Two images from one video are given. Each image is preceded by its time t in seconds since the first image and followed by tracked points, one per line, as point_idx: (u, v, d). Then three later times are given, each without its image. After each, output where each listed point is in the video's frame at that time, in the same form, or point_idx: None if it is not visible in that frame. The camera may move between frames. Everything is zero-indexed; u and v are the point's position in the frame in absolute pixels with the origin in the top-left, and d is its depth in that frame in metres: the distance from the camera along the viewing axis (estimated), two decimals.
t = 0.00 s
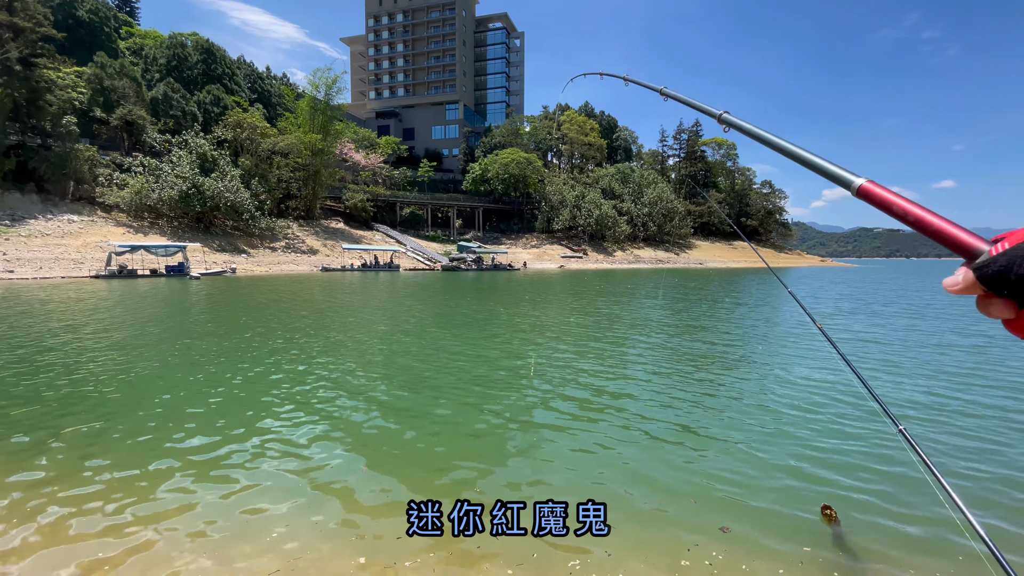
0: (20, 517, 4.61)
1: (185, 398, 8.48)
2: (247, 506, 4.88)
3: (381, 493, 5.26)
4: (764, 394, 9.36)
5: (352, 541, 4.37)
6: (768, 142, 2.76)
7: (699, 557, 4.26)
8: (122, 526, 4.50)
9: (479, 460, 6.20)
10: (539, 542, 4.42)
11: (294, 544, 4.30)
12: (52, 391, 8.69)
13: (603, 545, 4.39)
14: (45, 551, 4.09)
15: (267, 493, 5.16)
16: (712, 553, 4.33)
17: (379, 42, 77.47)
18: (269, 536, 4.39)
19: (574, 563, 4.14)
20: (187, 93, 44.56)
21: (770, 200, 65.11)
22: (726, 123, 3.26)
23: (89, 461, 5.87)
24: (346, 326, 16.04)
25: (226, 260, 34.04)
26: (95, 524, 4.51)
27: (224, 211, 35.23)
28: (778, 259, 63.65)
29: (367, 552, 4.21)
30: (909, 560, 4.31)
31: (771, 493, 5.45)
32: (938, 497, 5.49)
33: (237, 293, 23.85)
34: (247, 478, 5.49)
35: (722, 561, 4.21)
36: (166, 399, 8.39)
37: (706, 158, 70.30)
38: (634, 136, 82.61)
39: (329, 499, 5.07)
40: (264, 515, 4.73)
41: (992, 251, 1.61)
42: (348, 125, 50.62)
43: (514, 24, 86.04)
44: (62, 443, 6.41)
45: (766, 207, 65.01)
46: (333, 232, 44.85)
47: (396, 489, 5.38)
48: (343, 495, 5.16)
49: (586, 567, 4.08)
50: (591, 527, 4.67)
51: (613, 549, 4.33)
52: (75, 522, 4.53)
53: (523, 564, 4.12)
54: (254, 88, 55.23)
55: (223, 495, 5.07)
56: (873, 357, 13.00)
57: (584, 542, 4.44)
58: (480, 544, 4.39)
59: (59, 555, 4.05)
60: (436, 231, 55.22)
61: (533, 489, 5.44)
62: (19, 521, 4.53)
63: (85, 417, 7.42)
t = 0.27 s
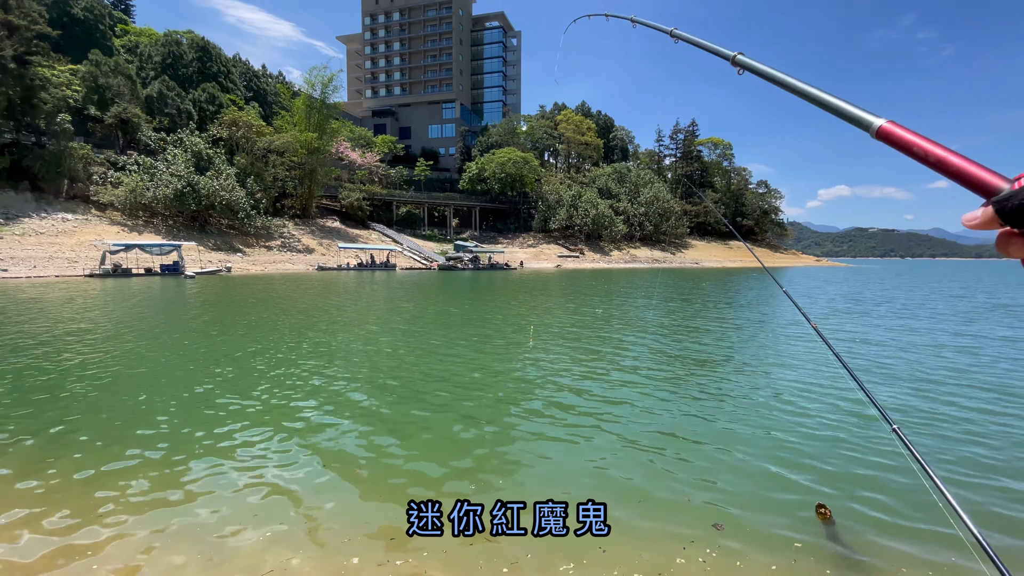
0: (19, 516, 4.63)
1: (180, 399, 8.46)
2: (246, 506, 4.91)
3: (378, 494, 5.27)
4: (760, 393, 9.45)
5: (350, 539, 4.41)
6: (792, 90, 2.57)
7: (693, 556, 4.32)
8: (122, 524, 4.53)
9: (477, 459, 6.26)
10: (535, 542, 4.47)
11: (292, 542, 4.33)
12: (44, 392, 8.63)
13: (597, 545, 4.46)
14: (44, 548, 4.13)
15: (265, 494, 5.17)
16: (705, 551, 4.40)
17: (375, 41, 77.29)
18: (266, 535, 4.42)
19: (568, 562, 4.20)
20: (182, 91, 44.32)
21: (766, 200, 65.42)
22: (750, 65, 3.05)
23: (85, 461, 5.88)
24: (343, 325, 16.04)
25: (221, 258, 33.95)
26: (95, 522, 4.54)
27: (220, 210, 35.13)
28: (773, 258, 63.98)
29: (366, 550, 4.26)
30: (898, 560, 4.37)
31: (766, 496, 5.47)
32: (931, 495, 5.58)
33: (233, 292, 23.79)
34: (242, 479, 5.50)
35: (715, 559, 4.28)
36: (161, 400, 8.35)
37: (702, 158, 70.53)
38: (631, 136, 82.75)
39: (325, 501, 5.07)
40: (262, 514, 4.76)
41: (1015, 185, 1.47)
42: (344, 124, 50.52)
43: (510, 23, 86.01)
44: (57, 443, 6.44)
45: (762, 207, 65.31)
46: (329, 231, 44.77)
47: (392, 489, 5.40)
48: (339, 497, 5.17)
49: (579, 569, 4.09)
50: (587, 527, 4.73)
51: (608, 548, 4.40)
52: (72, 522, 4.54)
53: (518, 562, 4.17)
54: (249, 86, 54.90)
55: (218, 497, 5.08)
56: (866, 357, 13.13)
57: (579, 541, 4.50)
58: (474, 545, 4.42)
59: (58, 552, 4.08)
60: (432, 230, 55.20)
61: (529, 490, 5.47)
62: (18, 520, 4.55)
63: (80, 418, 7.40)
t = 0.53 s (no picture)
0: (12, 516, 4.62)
1: (177, 398, 8.44)
2: (242, 505, 4.92)
3: (376, 494, 5.27)
4: (754, 394, 9.51)
5: (345, 538, 4.43)
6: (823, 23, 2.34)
7: (685, 553, 4.36)
8: (117, 524, 4.53)
9: (473, 459, 6.27)
10: (530, 541, 4.49)
11: (288, 541, 4.35)
12: (36, 392, 8.57)
13: (591, 543, 4.49)
14: (37, 548, 4.13)
15: (263, 494, 5.17)
16: (697, 549, 4.44)
17: (372, 39, 77.06)
18: (261, 535, 4.43)
19: (562, 560, 4.22)
20: (177, 89, 44.08)
21: (761, 200, 65.72)
22: None
23: (83, 460, 5.89)
24: (338, 325, 15.99)
25: (216, 258, 33.79)
26: (89, 523, 4.54)
27: (214, 208, 34.96)
28: (768, 258, 64.27)
29: (361, 550, 4.26)
30: (888, 559, 4.42)
31: (761, 496, 5.50)
32: (924, 495, 5.65)
33: (227, 291, 23.68)
34: (240, 478, 5.51)
35: (707, 557, 4.32)
36: (157, 400, 8.33)
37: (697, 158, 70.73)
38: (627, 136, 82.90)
39: (323, 500, 5.08)
40: (258, 514, 4.77)
41: None
42: (340, 122, 50.37)
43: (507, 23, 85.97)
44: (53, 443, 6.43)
45: (757, 207, 65.60)
46: (325, 230, 44.61)
47: (391, 488, 5.42)
48: (337, 496, 5.18)
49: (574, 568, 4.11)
50: (582, 525, 4.75)
51: (602, 546, 4.43)
52: (70, 522, 4.55)
53: (513, 561, 4.20)
54: (244, 84, 54.68)
55: (216, 496, 5.10)
56: (860, 357, 13.23)
57: (573, 540, 4.53)
58: (472, 544, 4.43)
59: (52, 552, 4.08)
60: (428, 229, 55.12)
61: (527, 490, 5.48)
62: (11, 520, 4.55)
63: (74, 418, 7.37)
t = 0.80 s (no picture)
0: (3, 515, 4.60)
1: (171, 397, 8.39)
2: (233, 504, 4.90)
3: (370, 493, 5.27)
4: (748, 394, 9.56)
5: (338, 537, 4.41)
6: None
7: (678, 553, 4.37)
8: (106, 522, 4.51)
9: (468, 458, 6.28)
10: (522, 541, 4.48)
11: (278, 540, 4.33)
12: (28, 392, 8.48)
13: (584, 543, 4.49)
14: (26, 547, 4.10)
15: (259, 493, 5.16)
16: (687, 548, 4.45)
17: (367, 39, 76.86)
18: (254, 533, 4.41)
19: (552, 561, 4.20)
20: (171, 87, 43.82)
21: (756, 201, 66.05)
22: None
23: (78, 460, 5.85)
24: (333, 325, 15.93)
25: (210, 257, 33.61)
26: (79, 522, 4.51)
27: (209, 207, 34.75)
28: (763, 259, 64.61)
29: (353, 548, 4.25)
30: (880, 558, 4.45)
31: (755, 495, 5.54)
32: (914, 493, 5.71)
33: (222, 291, 23.54)
34: (232, 477, 5.49)
35: (698, 555, 4.34)
36: (151, 399, 8.28)
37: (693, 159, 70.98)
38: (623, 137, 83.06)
39: (319, 499, 5.07)
40: (249, 513, 4.75)
41: None
42: (336, 122, 50.19)
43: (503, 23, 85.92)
44: (47, 443, 6.37)
45: (752, 208, 65.93)
46: (320, 230, 44.44)
47: (389, 488, 5.42)
48: (334, 495, 5.17)
49: (566, 567, 4.12)
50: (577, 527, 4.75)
51: (594, 546, 4.43)
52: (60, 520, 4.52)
53: (506, 561, 4.19)
54: (239, 83, 54.44)
55: (212, 495, 5.09)
56: (853, 358, 13.33)
57: (565, 539, 4.54)
58: (471, 544, 4.43)
59: (42, 550, 4.06)
60: (424, 229, 55.02)
61: (524, 490, 5.48)
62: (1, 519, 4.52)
63: (67, 418, 7.33)
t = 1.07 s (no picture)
0: None
1: (164, 398, 8.31)
2: (229, 504, 4.91)
3: (366, 492, 5.29)
4: (742, 394, 9.65)
5: (333, 536, 4.43)
6: None
7: (669, 551, 4.43)
8: (102, 522, 4.51)
9: (465, 457, 6.30)
10: (516, 539, 4.53)
11: (274, 539, 4.35)
12: (17, 392, 8.34)
13: (576, 541, 4.54)
14: (21, 547, 4.10)
15: (255, 493, 5.15)
16: (678, 546, 4.51)
17: (363, 37, 76.57)
18: (250, 533, 4.43)
19: (545, 560, 4.25)
20: (164, 84, 43.49)
21: (750, 203, 66.48)
22: None
23: (69, 461, 5.78)
24: (328, 324, 15.90)
25: (203, 255, 33.39)
26: (74, 521, 4.51)
27: (202, 205, 34.51)
28: (756, 260, 65.03)
29: (349, 547, 4.28)
30: (868, 557, 4.52)
31: (746, 494, 5.60)
32: (902, 494, 5.80)
33: (215, 290, 23.40)
34: (229, 477, 5.49)
35: (688, 554, 4.40)
36: (144, 399, 8.20)
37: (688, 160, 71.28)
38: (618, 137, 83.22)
39: (316, 500, 5.06)
40: (245, 512, 4.76)
41: None
42: (330, 120, 49.97)
43: (499, 23, 85.89)
44: (37, 444, 6.29)
45: (746, 209, 66.35)
46: (314, 228, 44.25)
47: (386, 488, 5.41)
48: (330, 495, 5.16)
49: (559, 566, 4.17)
50: (571, 526, 4.79)
51: (587, 545, 4.48)
52: (55, 520, 4.53)
53: (499, 559, 4.23)
54: (233, 80, 54.11)
55: (207, 495, 5.08)
56: (845, 359, 13.48)
57: (558, 537, 4.59)
58: (467, 545, 4.43)
59: (38, 549, 4.08)
60: (419, 228, 54.92)
61: (522, 490, 5.49)
62: None
63: (61, 417, 7.29)
